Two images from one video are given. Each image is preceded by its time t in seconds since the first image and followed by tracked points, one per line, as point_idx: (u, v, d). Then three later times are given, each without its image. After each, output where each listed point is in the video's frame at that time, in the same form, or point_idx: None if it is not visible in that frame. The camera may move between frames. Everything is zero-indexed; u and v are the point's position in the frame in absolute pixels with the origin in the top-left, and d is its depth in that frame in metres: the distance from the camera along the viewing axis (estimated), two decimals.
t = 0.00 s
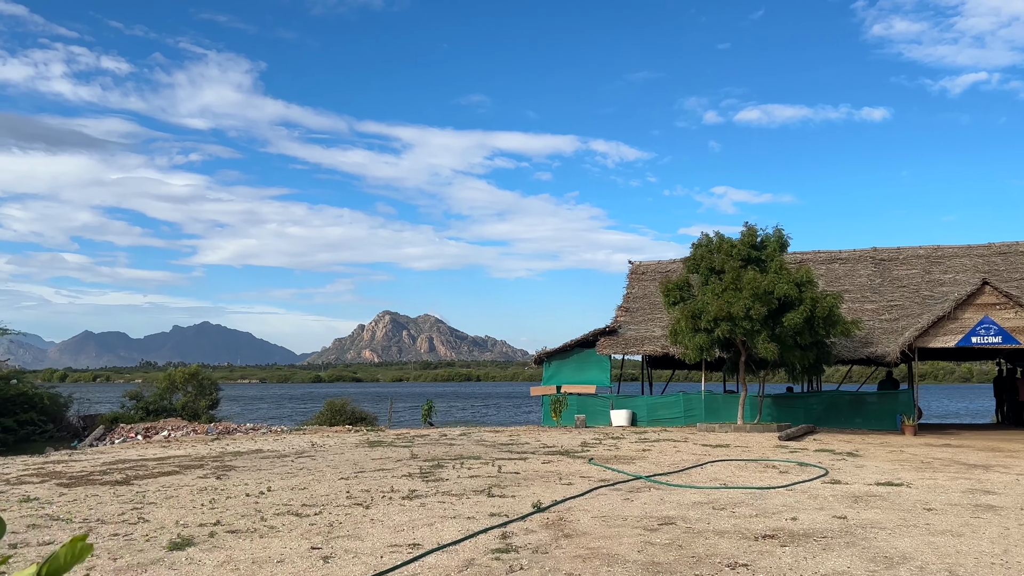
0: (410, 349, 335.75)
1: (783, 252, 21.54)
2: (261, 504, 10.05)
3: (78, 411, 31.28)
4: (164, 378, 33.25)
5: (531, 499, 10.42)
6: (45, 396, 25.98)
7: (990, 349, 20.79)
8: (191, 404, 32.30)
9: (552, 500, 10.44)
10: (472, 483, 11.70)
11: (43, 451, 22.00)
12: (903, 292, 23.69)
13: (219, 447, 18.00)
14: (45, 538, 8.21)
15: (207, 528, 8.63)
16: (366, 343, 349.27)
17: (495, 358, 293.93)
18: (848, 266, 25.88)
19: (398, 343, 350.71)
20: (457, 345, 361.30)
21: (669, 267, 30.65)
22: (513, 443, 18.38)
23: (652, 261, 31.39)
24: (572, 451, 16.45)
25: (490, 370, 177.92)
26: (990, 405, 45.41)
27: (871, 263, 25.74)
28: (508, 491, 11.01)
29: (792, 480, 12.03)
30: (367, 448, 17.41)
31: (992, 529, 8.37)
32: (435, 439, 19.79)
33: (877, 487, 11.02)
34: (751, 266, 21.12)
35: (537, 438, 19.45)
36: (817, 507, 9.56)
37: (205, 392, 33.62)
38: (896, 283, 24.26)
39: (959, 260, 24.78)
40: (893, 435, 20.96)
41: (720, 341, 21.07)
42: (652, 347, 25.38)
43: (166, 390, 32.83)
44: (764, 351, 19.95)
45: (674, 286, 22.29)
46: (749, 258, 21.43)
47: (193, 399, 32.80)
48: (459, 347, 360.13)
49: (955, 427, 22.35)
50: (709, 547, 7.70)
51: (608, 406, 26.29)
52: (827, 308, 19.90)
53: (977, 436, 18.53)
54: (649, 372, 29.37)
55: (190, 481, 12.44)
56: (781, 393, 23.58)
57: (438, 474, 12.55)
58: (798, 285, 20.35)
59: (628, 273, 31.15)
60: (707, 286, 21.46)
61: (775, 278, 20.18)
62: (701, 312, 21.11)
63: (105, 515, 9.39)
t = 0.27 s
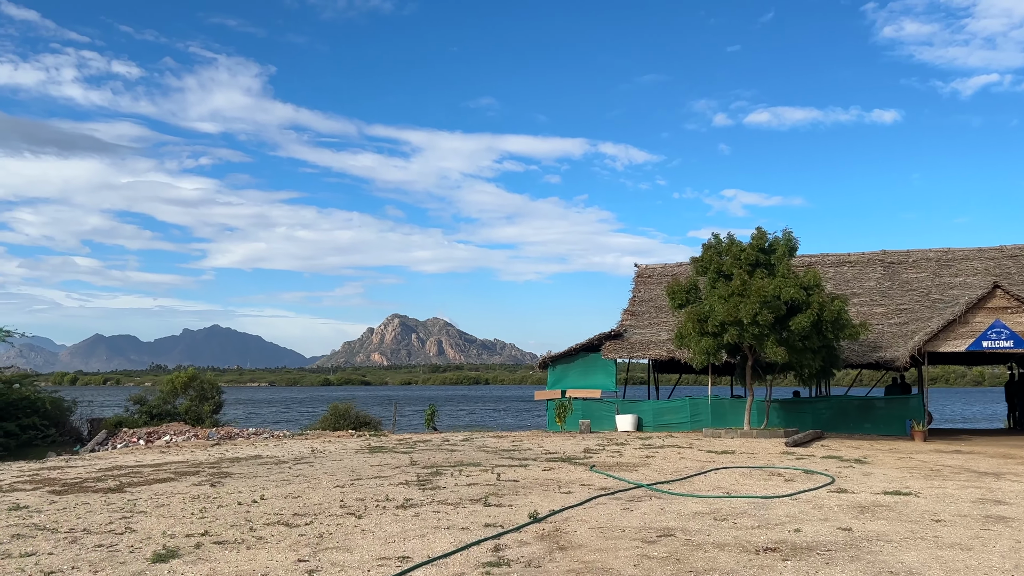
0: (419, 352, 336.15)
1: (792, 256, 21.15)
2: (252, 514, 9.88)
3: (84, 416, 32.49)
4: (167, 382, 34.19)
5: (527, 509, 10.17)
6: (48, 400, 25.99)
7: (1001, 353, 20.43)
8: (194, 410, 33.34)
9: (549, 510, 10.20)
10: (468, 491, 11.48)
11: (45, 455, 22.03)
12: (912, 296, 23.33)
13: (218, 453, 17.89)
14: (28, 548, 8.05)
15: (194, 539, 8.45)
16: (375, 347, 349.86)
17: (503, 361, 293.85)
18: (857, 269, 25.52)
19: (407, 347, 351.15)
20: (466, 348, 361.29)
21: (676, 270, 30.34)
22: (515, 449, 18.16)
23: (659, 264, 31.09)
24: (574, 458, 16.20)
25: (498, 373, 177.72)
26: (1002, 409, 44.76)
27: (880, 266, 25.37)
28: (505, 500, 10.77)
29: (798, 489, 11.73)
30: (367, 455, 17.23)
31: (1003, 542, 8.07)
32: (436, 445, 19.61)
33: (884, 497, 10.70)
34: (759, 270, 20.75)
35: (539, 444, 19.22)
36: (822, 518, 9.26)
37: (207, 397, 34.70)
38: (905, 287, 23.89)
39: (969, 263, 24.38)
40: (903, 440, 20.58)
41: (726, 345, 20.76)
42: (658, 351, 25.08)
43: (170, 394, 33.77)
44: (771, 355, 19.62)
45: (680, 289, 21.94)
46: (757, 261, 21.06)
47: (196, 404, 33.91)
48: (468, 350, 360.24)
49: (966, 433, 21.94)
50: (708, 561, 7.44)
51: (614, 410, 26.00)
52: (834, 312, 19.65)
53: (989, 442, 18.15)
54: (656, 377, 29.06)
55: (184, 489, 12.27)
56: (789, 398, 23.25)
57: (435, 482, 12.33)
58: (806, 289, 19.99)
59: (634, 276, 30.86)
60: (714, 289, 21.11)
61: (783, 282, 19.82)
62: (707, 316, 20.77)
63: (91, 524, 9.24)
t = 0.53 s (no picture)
0: (425, 355, 336.21)
1: (798, 257, 20.78)
2: (238, 519, 9.68)
3: (87, 419, 32.79)
4: (168, 385, 34.56)
5: (519, 513, 9.93)
6: (48, 403, 25.93)
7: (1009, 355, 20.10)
8: (195, 413, 33.74)
9: (542, 515, 9.96)
10: (461, 495, 11.25)
11: (44, 458, 21.97)
12: (918, 297, 23.00)
13: (213, 457, 17.73)
14: (4, 554, 7.87)
15: (175, 545, 8.26)
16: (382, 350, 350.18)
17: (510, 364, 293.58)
18: (862, 271, 25.19)
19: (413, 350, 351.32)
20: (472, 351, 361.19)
21: (680, 271, 30.05)
22: (513, 452, 17.93)
23: (662, 266, 30.81)
24: (572, 462, 15.96)
25: (504, 376, 177.48)
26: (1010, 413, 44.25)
27: (886, 267, 25.04)
28: (498, 505, 10.53)
29: (799, 494, 11.44)
30: (363, 458, 17.06)
31: (1008, 549, 7.78)
32: (434, 448, 19.41)
33: (887, 501, 10.41)
34: (763, 271, 20.40)
35: (538, 447, 18.98)
36: (821, 523, 8.98)
37: (207, 400, 35.08)
38: (911, 288, 23.55)
39: (976, 264, 24.04)
40: (909, 444, 20.24)
41: (730, 347, 20.40)
42: (661, 353, 24.79)
43: (171, 397, 34.17)
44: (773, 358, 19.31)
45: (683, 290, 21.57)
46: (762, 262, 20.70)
47: (197, 406, 34.29)
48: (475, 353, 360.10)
49: (973, 436, 21.55)
50: (701, 569, 7.18)
51: (617, 413, 25.71)
52: (839, 314, 19.24)
53: (996, 446, 17.81)
54: (659, 379, 28.76)
55: (174, 493, 12.11)
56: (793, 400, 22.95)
57: (428, 486, 12.10)
58: (811, 291, 19.64)
59: (638, 278, 30.59)
60: (717, 290, 20.75)
61: (787, 283, 19.46)
62: (710, 317, 20.43)
63: (73, 529, 9.06)
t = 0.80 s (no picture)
0: (429, 358, 336.11)
1: (801, 262, 20.42)
2: (221, 531, 9.47)
3: (86, 424, 32.85)
4: (167, 390, 34.70)
5: (509, 525, 9.70)
6: (45, 408, 25.84)
7: (1014, 360, 19.79)
8: (194, 418, 33.86)
9: (533, 526, 9.72)
10: (452, 505, 11.02)
11: (39, 464, 21.87)
12: (923, 302, 22.69)
13: (206, 464, 17.55)
14: None
15: (154, 558, 8.05)
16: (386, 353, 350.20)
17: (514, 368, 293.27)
18: (865, 275, 24.90)
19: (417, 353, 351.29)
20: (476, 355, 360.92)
21: (681, 275, 29.79)
22: (510, 459, 17.70)
23: (664, 270, 30.55)
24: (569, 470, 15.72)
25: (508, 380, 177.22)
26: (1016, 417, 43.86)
27: (889, 271, 24.73)
28: (488, 516, 10.30)
29: (798, 504, 11.16)
30: (357, 465, 16.86)
31: (1011, 564, 7.51)
32: (430, 455, 19.19)
33: (888, 512, 10.12)
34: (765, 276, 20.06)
35: (535, 454, 18.73)
36: (819, 536, 8.73)
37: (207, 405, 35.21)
38: (915, 293, 23.25)
39: (981, 268, 23.72)
40: (912, 450, 19.94)
41: (730, 352, 20.10)
42: (661, 358, 24.53)
43: (170, 402, 34.32)
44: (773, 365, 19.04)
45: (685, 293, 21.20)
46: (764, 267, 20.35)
47: (196, 411, 34.38)
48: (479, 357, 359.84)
49: (979, 442, 21.22)
50: None
51: (617, 419, 25.44)
52: (842, 319, 18.89)
53: (1001, 453, 17.49)
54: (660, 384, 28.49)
55: (162, 503, 11.95)
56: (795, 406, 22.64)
57: (419, 496, 11.88)
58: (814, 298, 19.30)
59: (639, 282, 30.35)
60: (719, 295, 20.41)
61: (789, 290, 19.13)
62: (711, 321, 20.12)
63: (52, 541, 8.87)
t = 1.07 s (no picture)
0: (431, 360, 336.01)
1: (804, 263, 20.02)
2: (204, 536, 9.24)
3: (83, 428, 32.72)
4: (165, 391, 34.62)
5: (500, 529, 9.47)
6: (40, 409, 25.64)
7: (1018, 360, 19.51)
8: (191, 419, 33.80)
9: (525, 531, 9.47)
10: (442, 509, 10.78)
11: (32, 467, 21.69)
12: (925, 302, 22.40)
13: (198, 467, 17.33)
14: None
15: (132, 564, 7.83)
16: (388, 355, 350.17)
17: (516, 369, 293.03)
18: (867, 274, 24.61)
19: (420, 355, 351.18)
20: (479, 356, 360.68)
21: (681, 275, 29.52)
22: (506, 461, 17.45)
23: (664, 270, 30.28)
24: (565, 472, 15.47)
25: (510, 381, 176.96)
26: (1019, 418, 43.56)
27: (891, 271, 24.44)
28: (479, 520, 10.07)
29: (798, 507, 10.90)
30: (351, 468, 16.64)
31: (1016, 569, 7.25)
32: (425, 457, 18.96)
33: (889, 516, 9.85)
34: (767, 277, 19.65)
35: (532, 456, 18.47)
36: (818, 540, 8.47)
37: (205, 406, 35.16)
38: (917, 292, 22.96)
39: (984, 267, 23.43)
40: (915, 452, 19.65)
41: (730, 353, 19.79)
42: (661, 359, 24.26)
43: (168, 404, 34.22)
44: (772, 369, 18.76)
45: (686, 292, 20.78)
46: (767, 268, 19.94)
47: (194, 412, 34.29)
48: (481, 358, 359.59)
49: (982, 444, 20.91)
50: None
51: (616, 420, 25.18)
52: (844, 320, 18.57)
53: (1006, 454, 17.21)
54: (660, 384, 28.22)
55: (149, 507, 11.75)
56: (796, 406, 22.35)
57: (410, 500, 11.64)
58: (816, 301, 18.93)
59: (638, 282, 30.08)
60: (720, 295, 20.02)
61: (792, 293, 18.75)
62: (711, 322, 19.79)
63: (30, 546, 8.65)
